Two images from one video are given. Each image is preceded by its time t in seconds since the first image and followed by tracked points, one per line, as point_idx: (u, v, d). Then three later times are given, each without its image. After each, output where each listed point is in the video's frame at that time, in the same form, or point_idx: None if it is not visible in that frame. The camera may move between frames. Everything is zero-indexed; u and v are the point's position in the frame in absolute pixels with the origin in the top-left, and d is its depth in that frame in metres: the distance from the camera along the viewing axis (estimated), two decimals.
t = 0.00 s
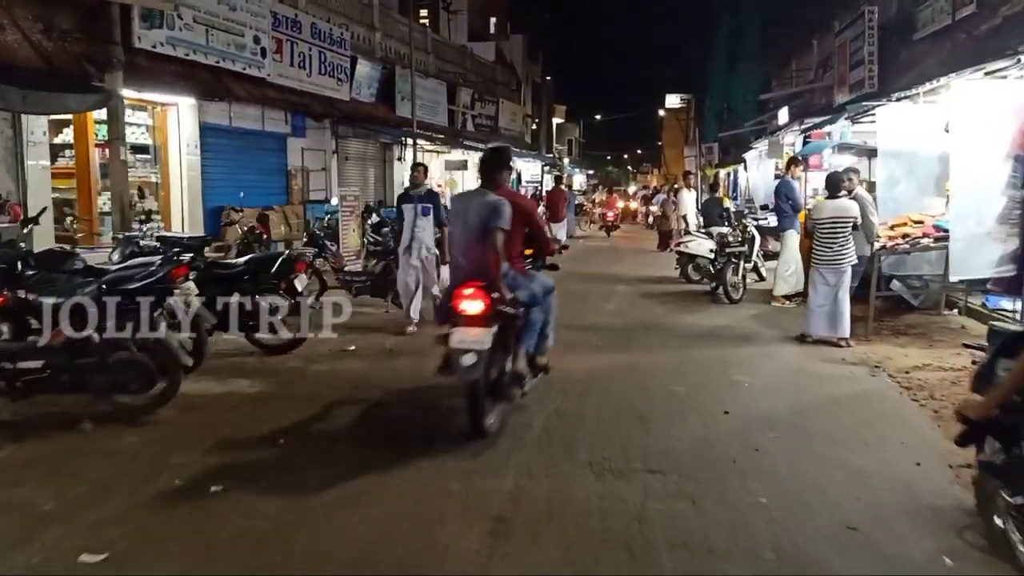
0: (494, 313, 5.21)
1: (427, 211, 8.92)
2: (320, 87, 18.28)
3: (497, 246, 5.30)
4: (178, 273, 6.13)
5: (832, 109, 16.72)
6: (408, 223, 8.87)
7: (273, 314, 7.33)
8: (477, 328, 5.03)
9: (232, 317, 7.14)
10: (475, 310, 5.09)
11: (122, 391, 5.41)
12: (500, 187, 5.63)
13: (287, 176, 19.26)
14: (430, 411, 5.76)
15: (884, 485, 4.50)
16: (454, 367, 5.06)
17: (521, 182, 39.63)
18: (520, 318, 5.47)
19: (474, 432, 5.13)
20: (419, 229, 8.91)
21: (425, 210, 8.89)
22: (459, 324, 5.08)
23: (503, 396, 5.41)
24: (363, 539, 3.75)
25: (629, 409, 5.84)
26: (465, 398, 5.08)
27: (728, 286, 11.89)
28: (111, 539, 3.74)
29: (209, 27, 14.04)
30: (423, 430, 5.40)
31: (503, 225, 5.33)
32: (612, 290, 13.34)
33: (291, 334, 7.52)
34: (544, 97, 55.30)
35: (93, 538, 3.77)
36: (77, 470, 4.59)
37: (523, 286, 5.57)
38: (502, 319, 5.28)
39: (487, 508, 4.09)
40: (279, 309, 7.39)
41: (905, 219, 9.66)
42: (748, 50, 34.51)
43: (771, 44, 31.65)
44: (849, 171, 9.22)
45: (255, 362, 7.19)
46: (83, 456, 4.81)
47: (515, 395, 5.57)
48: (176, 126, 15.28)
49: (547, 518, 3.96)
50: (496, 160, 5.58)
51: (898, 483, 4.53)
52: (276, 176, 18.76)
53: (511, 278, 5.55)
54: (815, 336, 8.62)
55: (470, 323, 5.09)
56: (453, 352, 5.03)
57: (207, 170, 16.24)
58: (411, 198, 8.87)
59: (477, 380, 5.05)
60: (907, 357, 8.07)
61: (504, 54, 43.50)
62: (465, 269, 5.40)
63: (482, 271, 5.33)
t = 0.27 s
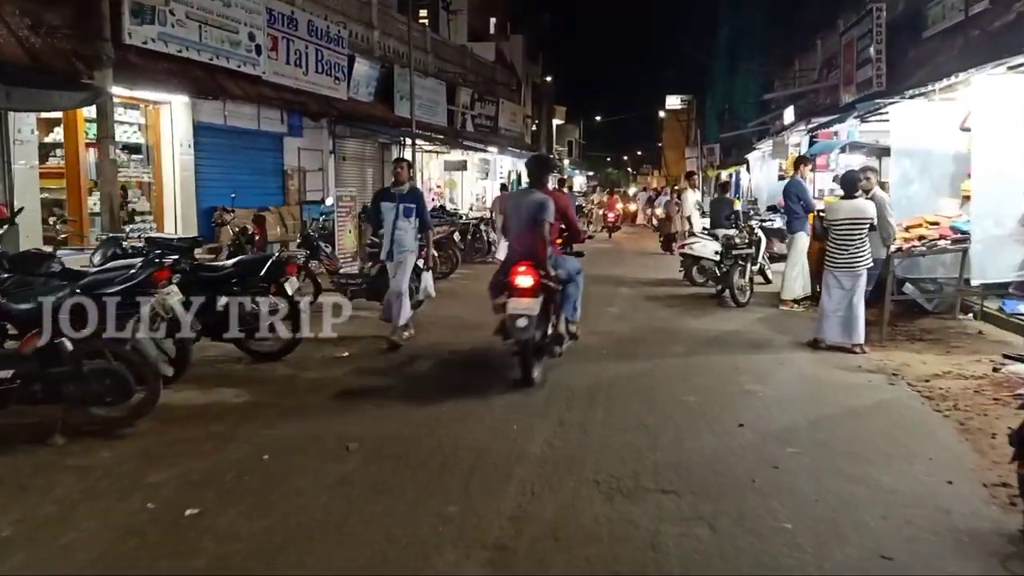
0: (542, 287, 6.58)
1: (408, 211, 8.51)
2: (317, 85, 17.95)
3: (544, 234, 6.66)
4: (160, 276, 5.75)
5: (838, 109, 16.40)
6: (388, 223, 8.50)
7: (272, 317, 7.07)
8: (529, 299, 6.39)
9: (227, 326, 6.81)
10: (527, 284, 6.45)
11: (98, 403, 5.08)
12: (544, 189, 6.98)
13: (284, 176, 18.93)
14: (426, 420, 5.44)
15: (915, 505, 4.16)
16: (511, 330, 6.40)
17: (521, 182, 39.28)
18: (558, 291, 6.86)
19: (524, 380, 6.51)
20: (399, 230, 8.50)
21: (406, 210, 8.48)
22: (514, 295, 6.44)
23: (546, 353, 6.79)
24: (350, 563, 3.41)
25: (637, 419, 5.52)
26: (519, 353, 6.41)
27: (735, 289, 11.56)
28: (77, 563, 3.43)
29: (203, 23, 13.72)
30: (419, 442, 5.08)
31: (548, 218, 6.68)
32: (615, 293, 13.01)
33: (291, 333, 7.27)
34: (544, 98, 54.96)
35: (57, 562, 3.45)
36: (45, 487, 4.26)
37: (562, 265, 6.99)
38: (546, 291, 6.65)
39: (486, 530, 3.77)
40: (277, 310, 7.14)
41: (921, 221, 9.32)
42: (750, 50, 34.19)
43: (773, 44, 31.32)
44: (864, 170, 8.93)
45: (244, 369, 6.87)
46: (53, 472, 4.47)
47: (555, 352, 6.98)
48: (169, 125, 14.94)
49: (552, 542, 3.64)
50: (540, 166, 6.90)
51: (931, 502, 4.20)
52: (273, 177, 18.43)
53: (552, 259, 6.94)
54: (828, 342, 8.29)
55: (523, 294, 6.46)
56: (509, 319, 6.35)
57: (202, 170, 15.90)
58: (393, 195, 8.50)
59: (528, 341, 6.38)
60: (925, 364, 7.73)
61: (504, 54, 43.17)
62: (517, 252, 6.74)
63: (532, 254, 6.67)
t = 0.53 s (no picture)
0: (564, 274, 7.87)
1: (387, 212, 7.42)
2: (312, 83, 17.63)
3: (567, 229, 7.92)
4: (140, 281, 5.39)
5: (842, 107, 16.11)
6: (364, 225, 7.44)
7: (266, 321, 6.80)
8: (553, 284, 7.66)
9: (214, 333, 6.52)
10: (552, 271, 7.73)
11: (69, 418, 4.78)
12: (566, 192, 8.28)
13: (279, 176, 18.61)
14: (419, 434, 5.15)
15: (943, 533, 3.87)
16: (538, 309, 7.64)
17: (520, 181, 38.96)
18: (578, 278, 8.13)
19: (549, 352, 7.75)
20: (376, 233, 7.40)
21: (384, 210, 7.41)
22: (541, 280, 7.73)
23: (567, 330, 7.99)
24: None
25: (641, 434, 5.23)
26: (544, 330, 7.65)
27: (739, 291, 11.25)
28: None
29: (193, 19, 13.41)
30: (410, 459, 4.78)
31: (570, 216, 7.99)
32: (616, 295, 12.72)
33: (280, 340, 6.94)
34: (543, 96, 54.63)
35: None
36: (7, 513, 3.97)
37: (580, 256, 8.21)
38: (568, 278, 7.93)
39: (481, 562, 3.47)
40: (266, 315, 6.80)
41: (933, 222, 9.01)
42: (751, 48, 33.88)
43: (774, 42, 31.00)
44: (877, 170, 8.62)
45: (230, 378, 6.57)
46: (17, 495, 4.18)
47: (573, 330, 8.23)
48: (160, 123, 14.60)
49: None
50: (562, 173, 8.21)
51: (959, 529, 3.91)
52: (267, 176, 18.09)
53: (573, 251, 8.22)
54: (838, 348, 7.99)
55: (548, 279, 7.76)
56: (537, 300, 7.60)
57: (194, 169, 15.56)
58: (371, 193, 7.47)
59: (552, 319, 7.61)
60: (939, 371, 7.44)
61: (503, 52, 42.85)
62: (544, 243, 7.99)
63: (558, 245, 7.93)
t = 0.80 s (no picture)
0: (577, 263, 9.20)
1: (356, 217, 6.61)
2: (304, 80, 17.31)
3: (580, 224, 9.31)
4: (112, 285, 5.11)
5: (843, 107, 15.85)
6: (330, 231, 6.56)
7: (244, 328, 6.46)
8: (569, 270, 8.98)
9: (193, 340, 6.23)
10: (567, 260, 9.06)
11: (32, 435, 4.49)
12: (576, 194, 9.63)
13: (270, 175, 18.29)
14: (407, 450, 4.86)
15: (969, 561, 3.57)
16: (555, 293, 8.94)
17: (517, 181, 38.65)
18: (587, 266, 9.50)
19: (564, 329, 9.08)
20: (345, 240, 6.56)
21: (353, 214, 6.58)
22: (558, 267, 9.04)
23: (579, 311, 9.33)
24: None
25: (641, 449, 4.94)
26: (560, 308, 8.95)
27: (740, 295, 10.97)
28: None
29: (182, 15, 13.09)
30: (397, 477, 4.49)
31: (582, 213, 9.34)
32: (613, 298, 12.42)
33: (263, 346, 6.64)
34: (539, 95, 54.30)
35: None
36: None
37: (590, 248, 9.61)
38: (580, 265, 9.27)
39: None
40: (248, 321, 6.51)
41: (942, 223, 8.73)
42: (748, 48, 33.63)
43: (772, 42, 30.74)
44: (886, 170, 8.36)
45: (210, 386, 6.27)
46: None
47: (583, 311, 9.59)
48: (147, 122, 14.26)
49: None
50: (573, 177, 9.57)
51: (986, 557, 3.62)
52: (258, 175, 17.78)
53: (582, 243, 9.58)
54: (843, 354, 7.71)
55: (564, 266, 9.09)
56: (555, 284, 8.92)
57: (182, 168, 15.24)
58: (335, 196, 6.60)
59: (567, 300, 8.91)
60: (949, 379, 7.17)
61: (499, 51, 42.53)
62: (559, 237, 9.36)
63: (572, 237, 9.30)
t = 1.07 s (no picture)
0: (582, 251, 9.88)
1: (303, 211, 5.70)
2: (290, 74, 16.89)
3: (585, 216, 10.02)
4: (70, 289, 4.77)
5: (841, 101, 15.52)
6: (273, 227, 5.64)
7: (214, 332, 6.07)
8: (575, 257, 9.63)
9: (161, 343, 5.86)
10: (574, 247, 9.68)
11: None
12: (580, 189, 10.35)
13: (257, 172, 17.87)
14: (384, 465, 4.49)
15: None
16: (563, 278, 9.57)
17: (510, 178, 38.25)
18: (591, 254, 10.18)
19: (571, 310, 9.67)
20: (290, 238, 5.67)
21: (299, 208, 5.68)
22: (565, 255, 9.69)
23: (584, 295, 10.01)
24: None
25: (637, 463, 4.58)
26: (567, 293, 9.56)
27: (739, 294, 10.61)
28: None
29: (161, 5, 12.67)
30: (373, 495, 4.12)
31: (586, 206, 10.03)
32: (608, 297, 12.06)
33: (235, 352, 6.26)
34: (533, 92, 53.87)
35: None
36: None
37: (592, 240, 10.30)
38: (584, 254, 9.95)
39: None
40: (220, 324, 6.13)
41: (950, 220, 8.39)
42: (743, 44, 33.32)
43: (767, 37, 30.44)
44: (893, 165, 8.03)
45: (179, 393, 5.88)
46: None
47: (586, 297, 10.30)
48: (128, 117, 13.81)
49: None
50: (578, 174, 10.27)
51: None
52: (244, 172, 17.35)
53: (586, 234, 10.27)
54: (849, 357, 7.35)
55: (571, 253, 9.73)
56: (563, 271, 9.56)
57: (164, 164, 14.81)
58: (280, 187, 5.68)
59: (574, 285, 9.51)
60: (960, 384, 6.82)
61: (492, 47, 42.10)
62: (566, 228, 10.04)
63: (577, 228, 9.99)
